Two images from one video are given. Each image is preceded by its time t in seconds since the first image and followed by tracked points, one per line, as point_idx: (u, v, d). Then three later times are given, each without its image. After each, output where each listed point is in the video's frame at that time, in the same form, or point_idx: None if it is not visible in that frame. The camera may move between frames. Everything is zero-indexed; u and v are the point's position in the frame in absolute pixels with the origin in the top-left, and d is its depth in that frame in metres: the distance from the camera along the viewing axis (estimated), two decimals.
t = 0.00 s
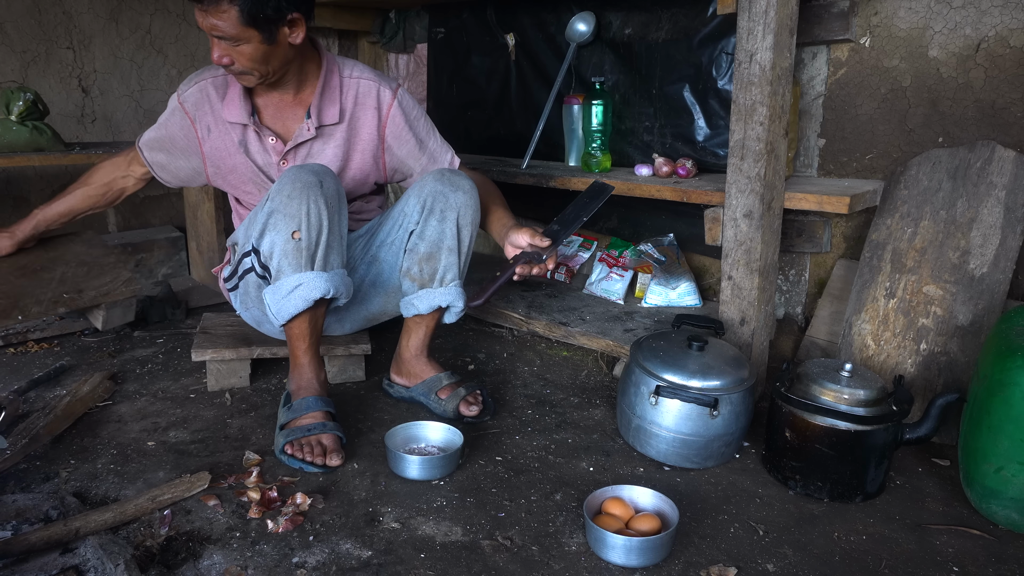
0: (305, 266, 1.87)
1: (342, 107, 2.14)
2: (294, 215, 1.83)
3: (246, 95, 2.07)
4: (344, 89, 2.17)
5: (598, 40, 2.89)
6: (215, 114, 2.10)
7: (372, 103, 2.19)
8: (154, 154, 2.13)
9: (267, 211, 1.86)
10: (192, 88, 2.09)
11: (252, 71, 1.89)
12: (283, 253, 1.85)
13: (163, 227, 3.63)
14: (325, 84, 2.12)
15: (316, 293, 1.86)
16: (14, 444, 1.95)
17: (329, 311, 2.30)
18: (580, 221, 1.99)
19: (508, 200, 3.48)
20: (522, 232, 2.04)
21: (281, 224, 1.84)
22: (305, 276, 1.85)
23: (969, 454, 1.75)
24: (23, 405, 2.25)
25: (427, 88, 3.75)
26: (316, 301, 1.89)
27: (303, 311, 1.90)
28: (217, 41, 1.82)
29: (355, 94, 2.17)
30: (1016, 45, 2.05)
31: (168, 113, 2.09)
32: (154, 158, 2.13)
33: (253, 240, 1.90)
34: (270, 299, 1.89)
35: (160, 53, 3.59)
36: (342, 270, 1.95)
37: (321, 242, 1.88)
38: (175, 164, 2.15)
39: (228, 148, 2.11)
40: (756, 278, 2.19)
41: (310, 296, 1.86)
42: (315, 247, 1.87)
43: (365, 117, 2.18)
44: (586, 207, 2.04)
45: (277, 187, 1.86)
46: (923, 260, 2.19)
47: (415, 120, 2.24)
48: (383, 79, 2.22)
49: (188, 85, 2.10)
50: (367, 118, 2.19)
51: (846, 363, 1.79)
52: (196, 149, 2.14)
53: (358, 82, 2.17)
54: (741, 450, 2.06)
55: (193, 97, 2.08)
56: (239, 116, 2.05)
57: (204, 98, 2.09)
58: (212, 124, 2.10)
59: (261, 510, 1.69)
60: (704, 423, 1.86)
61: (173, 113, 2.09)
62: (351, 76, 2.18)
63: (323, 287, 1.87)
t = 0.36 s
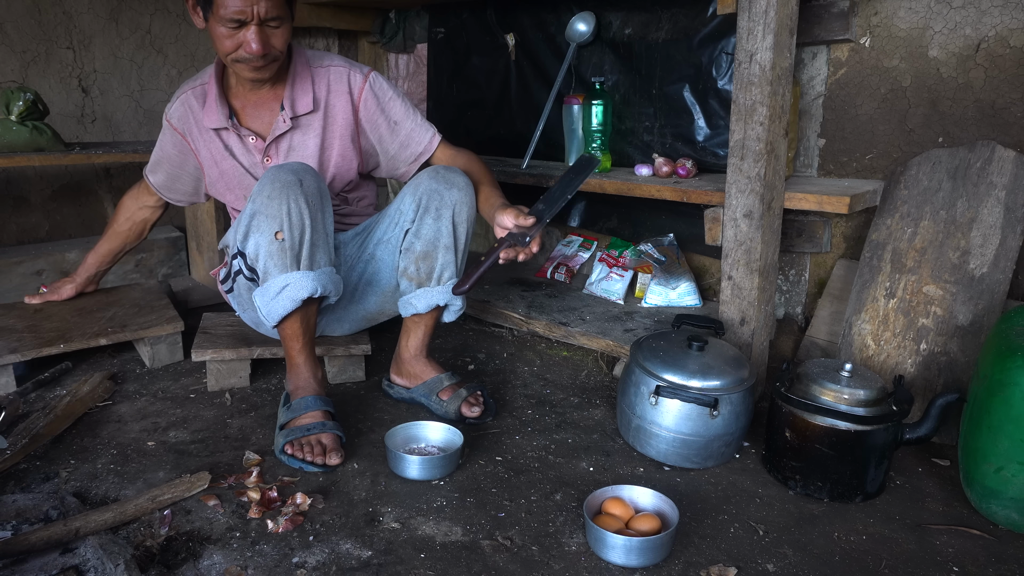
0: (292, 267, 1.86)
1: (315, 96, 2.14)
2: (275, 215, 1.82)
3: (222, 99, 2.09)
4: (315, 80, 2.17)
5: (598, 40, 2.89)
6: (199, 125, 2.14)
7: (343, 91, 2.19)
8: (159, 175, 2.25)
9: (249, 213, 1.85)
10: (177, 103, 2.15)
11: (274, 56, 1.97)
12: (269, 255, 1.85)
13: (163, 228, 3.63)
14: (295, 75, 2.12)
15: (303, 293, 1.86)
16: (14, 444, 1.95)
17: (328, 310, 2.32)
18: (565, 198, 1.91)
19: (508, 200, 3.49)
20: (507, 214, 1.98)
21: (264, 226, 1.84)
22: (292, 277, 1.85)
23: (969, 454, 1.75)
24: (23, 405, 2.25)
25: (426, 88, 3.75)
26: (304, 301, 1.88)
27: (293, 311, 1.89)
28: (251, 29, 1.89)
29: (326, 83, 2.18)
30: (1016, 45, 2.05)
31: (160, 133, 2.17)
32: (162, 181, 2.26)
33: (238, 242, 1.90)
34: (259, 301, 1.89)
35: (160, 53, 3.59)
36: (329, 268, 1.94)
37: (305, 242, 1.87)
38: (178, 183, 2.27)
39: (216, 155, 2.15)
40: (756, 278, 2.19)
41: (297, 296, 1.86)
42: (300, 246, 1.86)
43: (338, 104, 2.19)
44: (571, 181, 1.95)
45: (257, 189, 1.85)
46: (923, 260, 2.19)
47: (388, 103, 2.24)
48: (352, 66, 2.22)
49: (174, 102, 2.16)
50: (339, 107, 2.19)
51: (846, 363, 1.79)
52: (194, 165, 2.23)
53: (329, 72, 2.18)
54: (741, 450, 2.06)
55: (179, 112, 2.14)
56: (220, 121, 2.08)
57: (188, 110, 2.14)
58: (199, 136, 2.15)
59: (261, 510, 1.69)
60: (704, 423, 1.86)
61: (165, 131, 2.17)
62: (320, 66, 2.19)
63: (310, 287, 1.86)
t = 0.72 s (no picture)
0: (276, 267, 1.85)
1: (316, 94, 2.16)
2: (254, 217, 1.82)
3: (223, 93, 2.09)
4: (317, 79, 2.18)
5: (598, 40, 2.89)
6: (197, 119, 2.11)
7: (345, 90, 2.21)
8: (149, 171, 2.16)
9: (229, 217, 1.85)
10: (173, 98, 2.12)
11: (288, 49, 1.99)
12: (252, 257, 1.85)
13: (163, 228, 3.63)
14: (297, 73, 2.14)
15: (289, 293, 1.85)
16: (14, 444, 1.95)
17: (326, 308, 2.32)
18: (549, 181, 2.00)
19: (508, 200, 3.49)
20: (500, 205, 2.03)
21: (244, 229, 1.84)
22: (276, 277, 1.84)
23: (969, 454, 1.75)
24: (23, 405, 2.25)
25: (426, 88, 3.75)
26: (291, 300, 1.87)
27: (281, 310, 1.88)
28: (270, 19, 1.91)
29: (328, 83, 2.19)
30: (1016, 45, 2.05)
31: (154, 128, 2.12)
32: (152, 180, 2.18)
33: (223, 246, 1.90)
34: (248, 305, 1.89)
35: (160, 53, 3.59)
36: (315, 266, 1.93)
37: (286, 241, 1.86)
38: (167, 178, 2.19)
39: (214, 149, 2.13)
40: (756, 278, 2.19)
41: (283, 296, 1.85)
42: (282, 247, 1.86)
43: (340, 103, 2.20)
44: (553, 160, 2.03)
45: (235, 192, 1.85)
46: (923, 260, 2.19)
47: (389, 104, 2.26)
48: (353, 67, 2.25)
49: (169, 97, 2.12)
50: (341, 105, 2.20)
51: (846, 363, 1.79)
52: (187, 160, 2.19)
53: (330, 72, 2.20)
54: (741, 450, 2.06)
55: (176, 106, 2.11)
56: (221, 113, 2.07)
57: (186, 105, 2.11)
58: (196, 130, 2.12)
59: (261, 510, 1.69)
60: (704, 423, 1.86)
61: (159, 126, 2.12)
62: (322, 66, 2.21)
63: (296, 286, 1.85)
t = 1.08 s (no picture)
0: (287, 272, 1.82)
1: (355, 106, 2.15)
2: (260, 222, 1.81)
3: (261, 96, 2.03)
4: (354, 91, 2.18)
5: (598, 40, 2.89)
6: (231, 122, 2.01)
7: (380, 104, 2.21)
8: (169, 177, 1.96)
9: (235, 225, 1.85)
10: (199, 97, 1.98)
11: (335, 51, 1.96)
12: (260, 264, 1.82)
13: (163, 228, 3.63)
14: (338, 83, 2.13)
15: (300, 297, 1.81)
16: (13, 444, 1.95)
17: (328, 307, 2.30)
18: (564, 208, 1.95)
19: (508, 200, 3.49)
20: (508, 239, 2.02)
21: (251, 235, 1.82)
22: (287, 282, 1.81)
23: (969, 454, 1.75)
24: (23, 405, 2.25)
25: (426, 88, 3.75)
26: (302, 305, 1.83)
27: (292, 317, 1.85)
28: (322, 18, 1.88)
29: (364, 96, 2.19)
30: (1016, 45, 2.05)
31: (179, 129, 1.96)
32: (177, 189, 1.99)
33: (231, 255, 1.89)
34: (258, 314, 1.86)
35: (160, 53, 3.59)
36: (326, 271, 1.89)
37: (293, 244, 1.84)
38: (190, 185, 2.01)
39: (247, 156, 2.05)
40: (756, 278, 2.19)
41: (295, 301, 1.81)
42: (290, 251, 1.84)
43: (376, 117, 2.21)
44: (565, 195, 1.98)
45: (239, 200, 1.85)
46: (923, 260, 2.19)
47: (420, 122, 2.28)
48: (387, 80, 2.25)
49: (193, 96, 1.98)
50: (376, 119, 2.21)
51: (846, 363, 1.79)
52: (212, 167, 2.06)
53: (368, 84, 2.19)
54: (741, 450, 2.06)
55: (205, 106, 1.98)
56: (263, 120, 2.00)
57: (218, 106, 1.99)
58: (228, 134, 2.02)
59: (261, 510, 1.69)
60: (704, 423, 1.86)
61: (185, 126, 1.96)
62: (360, 77, 2.20)
63: (307, 291, 1.81)
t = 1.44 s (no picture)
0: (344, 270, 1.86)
1: (406, 136, 2.18)
2: (335, 219, 1.80)
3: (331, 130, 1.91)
4: (404, 118, 2.18)
5: (599, 40, 2.89)
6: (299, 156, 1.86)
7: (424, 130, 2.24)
8: (259, 225, 1.69)
9: (305, 216, 1.81)
10: (269, 127, 1.77)
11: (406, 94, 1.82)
12: (322, 258, 1.83)
13: (163, 228, 3.63)
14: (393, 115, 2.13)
15: (357, 298, 1.86)
16: (14, 444, 1.95)
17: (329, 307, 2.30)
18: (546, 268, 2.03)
19: (508, 200, 3.49)
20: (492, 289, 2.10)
21: (320, 230, 1.81)
22: (345, 282, 1.85)
23: (970, 454, 1.75)
24: (23, 406, 2.25)
25: (426, 88, 3.75)
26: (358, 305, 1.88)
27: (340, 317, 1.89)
28: (400, 59, 1.74)
29: (411, 123, 2.21)
30: (1016, 45, 2.05)
31: (255, 167, 1.72)
32: (275, 231, 1.73)
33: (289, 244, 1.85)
34: (305, 306, 1.88)
35: (160, 53, 3.59)
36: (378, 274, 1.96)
37: (361, 245, 1.87)
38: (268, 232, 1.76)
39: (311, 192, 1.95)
40: (756, 278, 2.19)
41: (352, 301, 1.85)
42: (356, 250, 1.86)
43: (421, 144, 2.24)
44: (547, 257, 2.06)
45: (314, 192, 1.81)
46: (923, 260, 2.19)
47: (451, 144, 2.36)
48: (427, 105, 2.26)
49: (262, 126, 1.75)
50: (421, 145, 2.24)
51: (846, 363, 1.79)
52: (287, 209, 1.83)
53: (415, 112, 2.21)
54: (741, 450, 2.06)
55: (278, 137, 1.78)
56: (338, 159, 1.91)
57: (289, 138, 1.81)
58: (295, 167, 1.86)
59: (261, 510, 1.69)
60: (704, 423, 1.86)
61: (261, 160, 1.73)
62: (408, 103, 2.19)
63: (363, 293, 1.86)
